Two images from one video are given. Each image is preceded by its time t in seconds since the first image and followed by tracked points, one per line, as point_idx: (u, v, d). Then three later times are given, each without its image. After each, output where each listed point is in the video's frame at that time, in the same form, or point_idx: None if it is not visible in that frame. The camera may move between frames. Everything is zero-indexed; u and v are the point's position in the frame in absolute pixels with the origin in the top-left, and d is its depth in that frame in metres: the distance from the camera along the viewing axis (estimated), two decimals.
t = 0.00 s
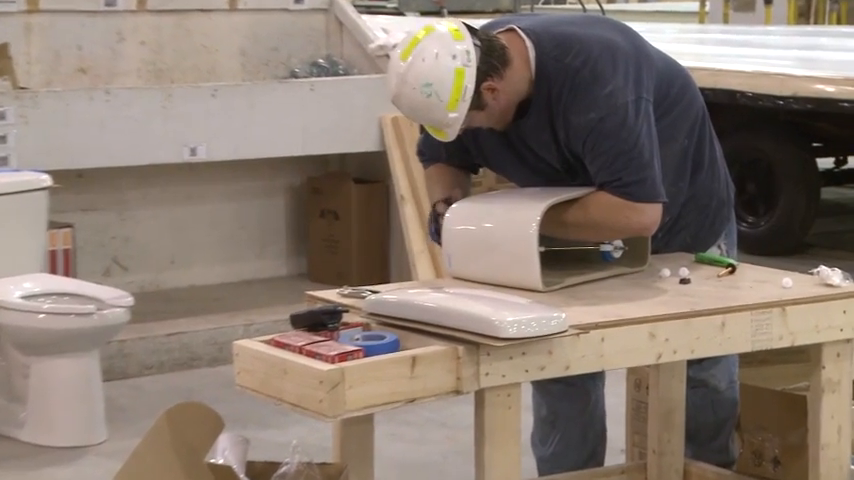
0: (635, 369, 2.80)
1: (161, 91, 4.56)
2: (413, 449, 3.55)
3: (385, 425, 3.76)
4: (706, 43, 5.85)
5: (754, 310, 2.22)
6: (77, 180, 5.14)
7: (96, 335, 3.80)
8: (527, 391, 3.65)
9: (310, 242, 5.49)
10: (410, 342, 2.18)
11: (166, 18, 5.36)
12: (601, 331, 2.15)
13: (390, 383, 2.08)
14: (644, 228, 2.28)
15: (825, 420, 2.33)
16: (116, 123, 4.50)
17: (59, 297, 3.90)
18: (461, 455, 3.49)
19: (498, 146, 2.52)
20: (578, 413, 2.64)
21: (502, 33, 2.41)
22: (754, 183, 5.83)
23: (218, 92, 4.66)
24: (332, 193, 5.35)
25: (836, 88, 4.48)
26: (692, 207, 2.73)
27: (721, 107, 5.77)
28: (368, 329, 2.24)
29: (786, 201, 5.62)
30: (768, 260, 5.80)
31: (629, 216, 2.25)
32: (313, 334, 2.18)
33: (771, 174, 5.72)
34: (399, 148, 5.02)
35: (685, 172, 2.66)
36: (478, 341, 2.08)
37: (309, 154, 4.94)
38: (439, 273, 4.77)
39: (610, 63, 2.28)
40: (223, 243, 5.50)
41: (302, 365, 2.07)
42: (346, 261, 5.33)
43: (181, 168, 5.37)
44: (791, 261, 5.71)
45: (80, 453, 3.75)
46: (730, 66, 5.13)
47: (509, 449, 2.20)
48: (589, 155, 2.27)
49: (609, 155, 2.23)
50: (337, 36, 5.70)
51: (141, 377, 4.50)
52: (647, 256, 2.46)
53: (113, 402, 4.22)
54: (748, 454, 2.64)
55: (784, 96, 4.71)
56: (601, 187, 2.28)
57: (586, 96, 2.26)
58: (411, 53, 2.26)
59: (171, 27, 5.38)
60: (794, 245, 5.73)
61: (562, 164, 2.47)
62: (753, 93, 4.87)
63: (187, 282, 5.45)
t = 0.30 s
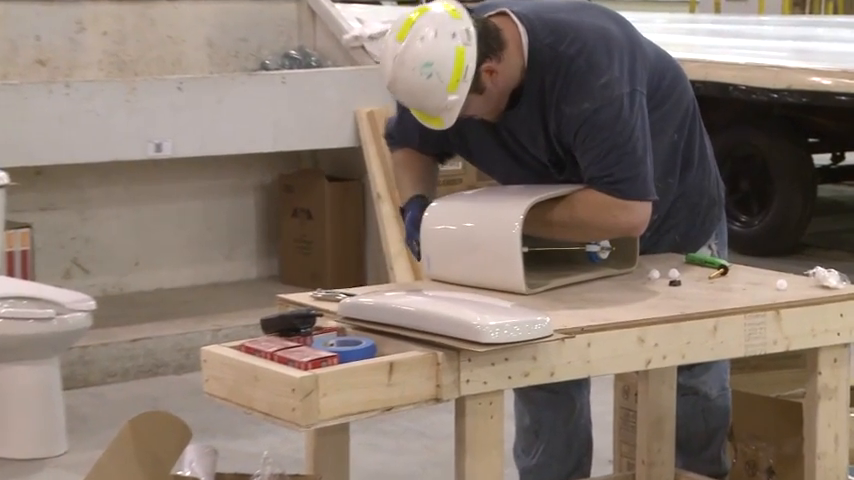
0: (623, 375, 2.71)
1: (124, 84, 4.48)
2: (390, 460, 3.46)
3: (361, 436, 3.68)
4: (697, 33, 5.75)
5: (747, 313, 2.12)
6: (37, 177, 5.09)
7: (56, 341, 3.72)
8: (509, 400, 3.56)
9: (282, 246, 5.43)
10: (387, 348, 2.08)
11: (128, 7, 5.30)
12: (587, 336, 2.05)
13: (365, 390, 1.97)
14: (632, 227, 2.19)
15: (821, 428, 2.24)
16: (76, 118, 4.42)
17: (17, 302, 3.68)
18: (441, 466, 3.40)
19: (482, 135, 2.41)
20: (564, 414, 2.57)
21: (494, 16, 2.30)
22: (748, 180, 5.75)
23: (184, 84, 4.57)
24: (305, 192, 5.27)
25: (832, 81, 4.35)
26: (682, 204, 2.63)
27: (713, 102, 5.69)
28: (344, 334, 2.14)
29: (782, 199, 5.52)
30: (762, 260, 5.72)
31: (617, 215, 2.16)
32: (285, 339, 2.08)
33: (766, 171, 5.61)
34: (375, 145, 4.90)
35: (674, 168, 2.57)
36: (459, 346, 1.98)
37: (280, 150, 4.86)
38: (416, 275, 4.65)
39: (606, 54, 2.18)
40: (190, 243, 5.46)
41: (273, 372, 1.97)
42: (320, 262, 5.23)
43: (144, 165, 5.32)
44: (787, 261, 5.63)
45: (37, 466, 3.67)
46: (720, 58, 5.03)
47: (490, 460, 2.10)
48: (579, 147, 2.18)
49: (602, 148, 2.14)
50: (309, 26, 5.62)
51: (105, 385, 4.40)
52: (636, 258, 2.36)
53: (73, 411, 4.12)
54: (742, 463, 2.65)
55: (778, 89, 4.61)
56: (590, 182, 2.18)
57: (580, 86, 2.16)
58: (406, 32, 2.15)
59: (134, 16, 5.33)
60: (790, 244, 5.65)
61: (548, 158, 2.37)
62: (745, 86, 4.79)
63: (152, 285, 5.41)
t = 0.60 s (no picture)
0: (620, 384, 2.61)
1: (95, 77, 4.30)
2: (374, 472, 3.37)
3: (348, 446, 3.59)
4: (697, 22, 5.61)
5: (751, 317, 2.02)
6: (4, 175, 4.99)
7: (27, 346, 3.61)
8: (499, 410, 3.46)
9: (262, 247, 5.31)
10: (372, 354, 1.98)
11: None
12: (583, 341, 1.95)
13: (350, 399, 1.87)
14: (632, 231, 2.11)
15: (829, 437, 2.13)
16: (45, 111, 4.25)
17: None
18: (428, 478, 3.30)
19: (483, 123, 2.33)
20: (558, 422, 2.46)
21: None
22: (750, 177, 5.56)
23: (159, 78, 4.39)
24: (285, 191, 5.14)
25: (840, 73, 4.32)
26: (678, 202, 2.53)
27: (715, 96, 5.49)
28: (327, 339, 2.04)
29: (787, 198, 5.29)
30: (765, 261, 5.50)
31: (616, 218, 2.08)
32: (264, 345, 1.97)
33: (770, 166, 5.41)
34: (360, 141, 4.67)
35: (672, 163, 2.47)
36: (448, 352, 1.88)
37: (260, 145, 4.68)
38: (403, 278, 4.39)
39: (629, 46, 2.11)
40: (165, 245, 5.36)
41: (252, 379, 1.87)
42: (303, 261, 5.09)
43: (117, 162, 5.22)
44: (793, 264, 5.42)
45: None
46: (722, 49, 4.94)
47: (481, 472, 2.00)
48: (589, 140, 2.09)
49: (615, 142, 2.06)
50: (291, 18, 5.47)
51: (74, 394, 4.30)
52: (634, 260, 2.26)
53: (39, 422, 4.02)
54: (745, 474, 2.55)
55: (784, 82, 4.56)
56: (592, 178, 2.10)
57: (600, 77, 2.08)
58: (446, 4, 2.04)
59: (107, 6, 5.16)
60: (795, 246, 5.43)
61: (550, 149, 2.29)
62: (748, 78, 4.72)
63: (123, 287, 5.31)
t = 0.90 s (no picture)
0: (621, 394, 2.53)
1: (65, 66, 4.11)
2: None
3: (334, 458, 3.49)
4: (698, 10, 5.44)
5: (760, 321, 1.92)
6: None
7: None
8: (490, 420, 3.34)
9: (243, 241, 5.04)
10: (359, 361, 1.87)
11: None
12: (583, 347, 1.84)
13: (335, 409, 1.76)
14: (634, 232, 2.05)
15: (844, 448, 2.02)
16: (12, 104, 4.06)
17: None
18: None
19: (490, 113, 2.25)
20: (554, 432, 2.37)
21: None
22: (761, 173, 5.17)
23: (132, 69, 4.21)
24: (267, 187, 4.88)
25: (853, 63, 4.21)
26: (678, 200, 2.42)
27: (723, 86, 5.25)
28: (311, 345, 1.92)
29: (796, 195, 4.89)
30: (777, 262, 5.10)
31: (621, 218, 2.03)
32: (244, 352, 1.86)
33: (780, 160, 5.03)
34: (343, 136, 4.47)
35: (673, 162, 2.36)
36: (440, 358, 1.77)
37: (239, 140, 4.48)
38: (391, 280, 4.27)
39: (652, 36, 2.07)
40: (137, 246, 5.13)
41: (231, 389, 1.76)
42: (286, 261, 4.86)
43: (92, 156, 5.01)
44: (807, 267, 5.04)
45: None
46: (729, 39, 4.84)
47: None
48: (604, 131, 2.05)
49: (632, 135, 2.02)
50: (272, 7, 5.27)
51: (42, 403, 4.12)
52: (637, 261, 2.16)
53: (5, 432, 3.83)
54: None
55: (795, 73, 4.43)
56: (601, 170, 2.05)
57: (623, 66, 2.04)
58: None
59: None
60: (807, 247, 5.05)
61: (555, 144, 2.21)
62: (758, 69, 4.60)
63: (95, 291, 5.08)
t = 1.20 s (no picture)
0: (620, 402, 2.43)
1: (28, 55, 3.93)
2: None
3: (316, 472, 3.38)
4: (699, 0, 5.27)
5: (766, 326, 1.81)
6: None
7: None
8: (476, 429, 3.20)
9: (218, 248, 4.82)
10: (341, 368, 1.76)
11: None
12: (578, 353, 1.74)
13: (316, 419, 1.65)
14: (631, 241, 1.96)
15: None
16: None
17: None
18: None
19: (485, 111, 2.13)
20: (548, 441, 2.26)
21: None
22: (767, 168, 4.98)
23: (99, 57, 4.03)
24: (243, 183, 4.69)
25: None
26: (682, 196, 2.31)
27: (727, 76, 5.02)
28: (290, 351, 1.81)
29: (803, 189, 4.71)
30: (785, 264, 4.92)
31: (618, 225, 1.93)
32: (219, 359, 1.75)
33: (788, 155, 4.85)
34: (327, 131, 4.34)
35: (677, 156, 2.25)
36: (426, 364, 1.67)
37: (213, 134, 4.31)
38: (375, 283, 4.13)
39: (660, 31, 1.97)
40: (108, 247, 4.87)
41: (205, 399, 1.65)
42: (263, 267, 4.68)
43: (61, 151, 4.75)
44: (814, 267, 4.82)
45: None
46: (737, 23, 4.62)
47: None
48: (605, 130, 1.94)
49: (635, 136, 1.91)
50: None
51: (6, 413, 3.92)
52: (636, 262, 2.06)
53: None
54: None
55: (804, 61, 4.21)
56: (601, 172, 1.94)
57: (628, 62, 1.93)
58: None
59: None
60: (816, 246, 4.84)
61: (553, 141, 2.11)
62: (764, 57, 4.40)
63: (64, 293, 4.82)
